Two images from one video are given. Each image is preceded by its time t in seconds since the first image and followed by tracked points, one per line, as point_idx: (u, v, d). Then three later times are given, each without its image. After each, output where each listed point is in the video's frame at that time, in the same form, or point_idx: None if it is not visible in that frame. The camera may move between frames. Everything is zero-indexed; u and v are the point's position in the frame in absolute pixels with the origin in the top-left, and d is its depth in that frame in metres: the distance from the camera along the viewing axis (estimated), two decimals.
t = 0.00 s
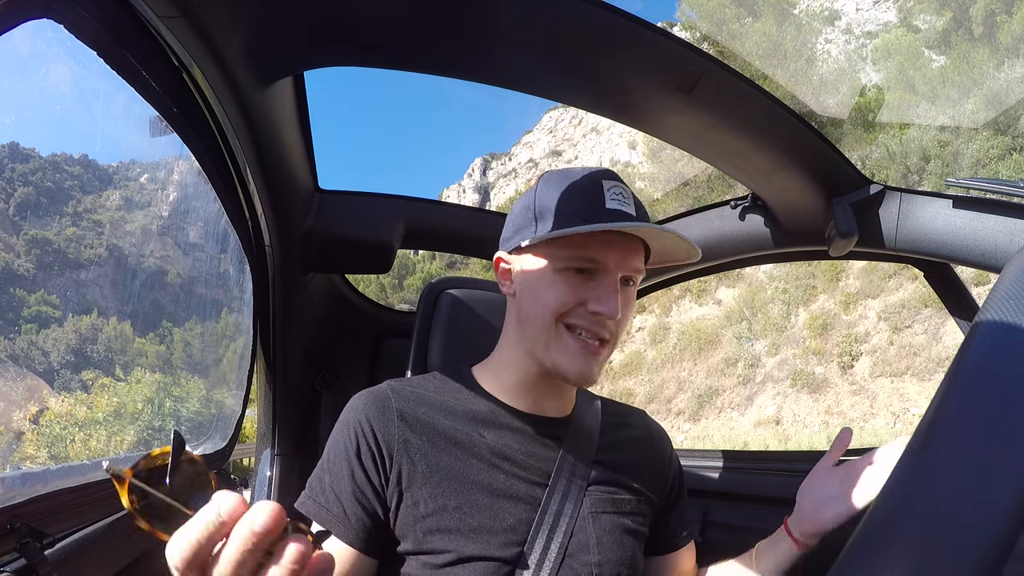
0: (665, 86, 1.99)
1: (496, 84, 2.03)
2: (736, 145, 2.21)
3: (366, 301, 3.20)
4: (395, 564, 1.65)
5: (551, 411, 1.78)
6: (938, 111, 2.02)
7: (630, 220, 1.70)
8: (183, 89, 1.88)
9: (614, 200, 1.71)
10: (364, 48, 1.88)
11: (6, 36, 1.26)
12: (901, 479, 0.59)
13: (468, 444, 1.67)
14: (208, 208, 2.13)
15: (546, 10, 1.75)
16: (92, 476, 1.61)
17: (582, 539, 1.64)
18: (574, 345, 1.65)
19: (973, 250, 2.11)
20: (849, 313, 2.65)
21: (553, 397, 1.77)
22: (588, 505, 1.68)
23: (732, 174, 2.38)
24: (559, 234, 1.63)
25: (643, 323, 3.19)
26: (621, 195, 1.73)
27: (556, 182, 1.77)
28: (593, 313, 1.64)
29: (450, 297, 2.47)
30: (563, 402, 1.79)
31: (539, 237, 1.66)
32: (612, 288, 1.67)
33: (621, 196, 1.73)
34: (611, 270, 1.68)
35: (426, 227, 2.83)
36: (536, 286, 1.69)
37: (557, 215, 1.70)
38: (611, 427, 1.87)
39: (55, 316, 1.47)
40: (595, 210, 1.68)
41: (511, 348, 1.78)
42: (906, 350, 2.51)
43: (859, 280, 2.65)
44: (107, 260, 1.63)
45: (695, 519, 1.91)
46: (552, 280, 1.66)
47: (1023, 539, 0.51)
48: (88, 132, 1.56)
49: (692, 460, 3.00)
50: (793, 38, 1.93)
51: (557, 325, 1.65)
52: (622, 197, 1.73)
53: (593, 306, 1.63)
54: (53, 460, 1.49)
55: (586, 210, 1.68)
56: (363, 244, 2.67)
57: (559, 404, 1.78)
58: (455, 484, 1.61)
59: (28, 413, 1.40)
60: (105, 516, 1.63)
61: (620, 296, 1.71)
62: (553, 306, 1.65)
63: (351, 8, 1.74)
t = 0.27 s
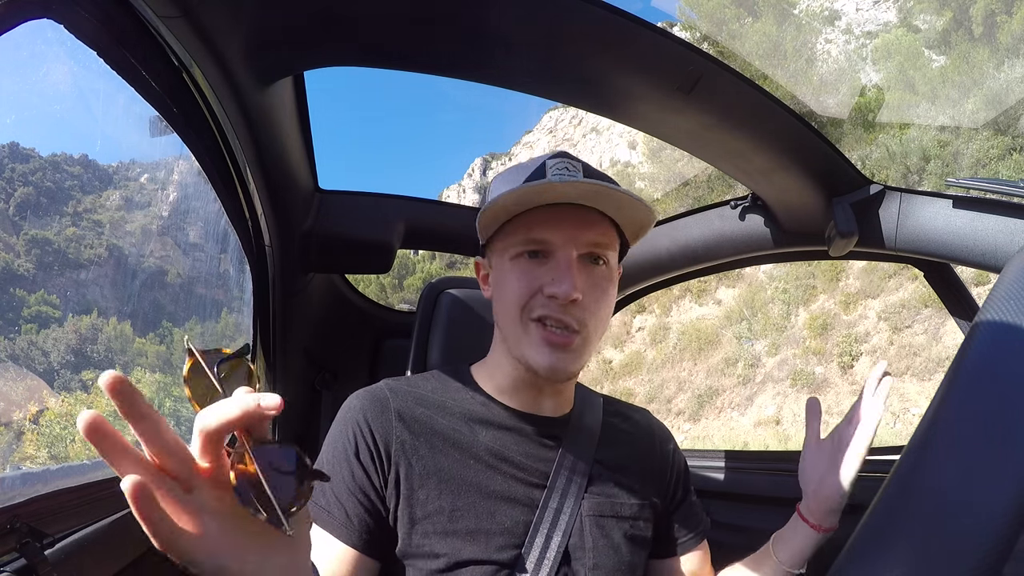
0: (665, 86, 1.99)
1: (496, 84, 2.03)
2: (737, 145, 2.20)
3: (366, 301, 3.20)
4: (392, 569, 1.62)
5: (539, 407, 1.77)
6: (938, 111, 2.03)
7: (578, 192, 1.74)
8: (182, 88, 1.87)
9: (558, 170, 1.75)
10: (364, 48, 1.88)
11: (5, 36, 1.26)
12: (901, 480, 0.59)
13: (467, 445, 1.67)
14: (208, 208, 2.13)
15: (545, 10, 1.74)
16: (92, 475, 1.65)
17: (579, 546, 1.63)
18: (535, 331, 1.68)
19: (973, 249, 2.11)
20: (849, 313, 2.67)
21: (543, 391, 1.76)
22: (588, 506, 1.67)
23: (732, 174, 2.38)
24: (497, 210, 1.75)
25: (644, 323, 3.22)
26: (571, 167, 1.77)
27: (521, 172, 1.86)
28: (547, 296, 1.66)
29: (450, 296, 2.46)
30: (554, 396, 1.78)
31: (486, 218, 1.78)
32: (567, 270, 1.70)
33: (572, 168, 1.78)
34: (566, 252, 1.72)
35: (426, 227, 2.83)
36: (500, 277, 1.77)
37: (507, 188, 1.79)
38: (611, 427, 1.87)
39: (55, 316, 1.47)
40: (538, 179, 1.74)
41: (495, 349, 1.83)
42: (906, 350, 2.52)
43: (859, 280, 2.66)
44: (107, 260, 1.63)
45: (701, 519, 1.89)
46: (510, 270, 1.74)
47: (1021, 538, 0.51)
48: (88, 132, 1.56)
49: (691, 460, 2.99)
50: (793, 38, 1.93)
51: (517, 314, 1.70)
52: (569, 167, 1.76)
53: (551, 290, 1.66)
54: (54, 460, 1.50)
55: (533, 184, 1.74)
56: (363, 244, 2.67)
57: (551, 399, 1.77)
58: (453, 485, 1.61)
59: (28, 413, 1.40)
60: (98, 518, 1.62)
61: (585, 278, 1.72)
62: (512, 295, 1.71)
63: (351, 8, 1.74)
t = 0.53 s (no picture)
0: (664, 86, 1.99)
1: (496, 84, 2.03)
2: (736, 145, 2.20)
3: (366, 301, 3.19)
4: (398, 572, 1.63)
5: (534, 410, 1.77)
6: (938, 111, 2.03)
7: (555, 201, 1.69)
8: (183, 88, 1.88)
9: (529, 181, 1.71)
10: (364, 48, 1.88)
11: (5, 36, 1.27)
12: (904, 479, 0.59)
13: (467, 447, 1.66)
14: (209, 208, 2.14)
15: (545, 10, 1.74)
16: (92, 475, 1.64)
17: (578, 550, 1.63)
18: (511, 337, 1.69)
19: (973, 249, 2.12)
20: (849, 312, 2.65)
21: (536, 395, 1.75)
22: (588, 507, 1.67)
23: (732, 174, 2.38)
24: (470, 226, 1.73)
25: (644, 323, 3.19)
26: (553, 172, 1.72)
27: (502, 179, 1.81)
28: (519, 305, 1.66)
29: (450, 296, 2.46)
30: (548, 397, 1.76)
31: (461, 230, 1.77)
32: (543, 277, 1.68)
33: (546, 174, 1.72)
34: (540, 258, 1.69)
35: (426, 227, 2.82)
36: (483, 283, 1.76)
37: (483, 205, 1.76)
38: (611, 426, 1.86)
39: (56, 316, 1.47)
40: (510, 194, 1.71)
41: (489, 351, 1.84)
42: (906, 350, 2.55)
43: (859, 280, 2.65)
44: (107, 260, 1.63)
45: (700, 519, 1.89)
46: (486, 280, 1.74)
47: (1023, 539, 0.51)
48: (88, 132, 1.56)
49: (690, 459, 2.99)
50: (793, 38, 1.93)
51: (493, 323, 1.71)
52: (546, 177, 1.71)
53: (522, 303, 1.66)
54: (54, 460, 1.50)
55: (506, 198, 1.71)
56: (363, 244, 2.67)
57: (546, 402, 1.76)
58: (454, 487, 1.61)
59: (28, 413, 1.40)
60: (98, 518, 1.62)
61: (558, 288, 1.69)
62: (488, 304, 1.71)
63: (351, 8, 1.74)
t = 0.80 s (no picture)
0: (665, 86, 1.99)
1: (496, 84, 2.03)
2: (736, 146, 2.20)
3: (366, 301, 3.20)
4: None
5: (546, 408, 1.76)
6: (938, 111, 2.03)
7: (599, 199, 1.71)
8: (183, 88, 1.88)
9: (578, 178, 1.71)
10: (364, 48, 1.88)
11: (6, 36, 1.27)
12: (904, 480, 0.59)
13: (465, 450, 1.66)
14: (209, 208, 2.14)
15: (545, 10, 1.74)
16: (92, 475, 1.64)
17: (578, 551, 1.63)
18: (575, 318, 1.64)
19: (973, 249, 2.12)
20: (849, 313, 2.67)
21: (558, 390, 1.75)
22: (589, 507, 1.68)
23: (732, 174, 2.38)
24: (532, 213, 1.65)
25: (644, 323, 3.19)
26: (595, 173, 1.76)
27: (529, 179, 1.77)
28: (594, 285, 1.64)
29: (450, 296, 2.47)
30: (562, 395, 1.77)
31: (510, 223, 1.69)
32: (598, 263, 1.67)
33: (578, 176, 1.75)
34: (603, 238, 1.70)
35: (426, 227, 2.83)
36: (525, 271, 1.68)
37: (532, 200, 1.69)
38: (612, 427, 1.86)
39: (56, 316, 1.47)
40: (565, 187, 1.69)
41: (510, 344, 1.75)
42: (906, 350, 2.56)
43: (859, 280, 2.66)
44: (107, 260, 1.63)
45: (698, 518, 1.89)
46: (548, 260, 1.65)
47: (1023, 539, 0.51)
48: (88, 132, 1.56)
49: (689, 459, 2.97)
50: (793, 38, 1.93)
51: (557, 305, 1.64)
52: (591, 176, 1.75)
53: (594, 280, 1.64)
54: (54, 460, 1.50)
55: (561, 191, 1.68)
56: (363, 244, 2.66)
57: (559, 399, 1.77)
58: (452, 489, 1.61)
59: (28, 413, 1.40)
60: (98, 518, 1.62)
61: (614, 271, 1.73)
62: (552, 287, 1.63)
63: (351, 8, 1.74)
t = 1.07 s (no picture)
0: (665, 86, 1.99)
1: (496, 84, 2.03)
2: (736, 146, 2.20)
3: (366, 301, 3.20)
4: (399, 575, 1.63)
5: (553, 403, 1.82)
6: (938, 111, 2.04)
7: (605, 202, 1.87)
8: (183, 88, 1.89)
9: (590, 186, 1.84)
10: (364, 48, 1.88)
11: (6, 35, 1.26)
12: (903, 478, 0.59)
13: (465, 449, 1.66)
14: (208, 208, 2.14)
15: (545, 10, 1.74)
16: (92, 475, 1.64)
17: (577, 550, 1.63)
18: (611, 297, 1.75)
19: (973, 249, 2.12)
20: (849, 313, 2.68)
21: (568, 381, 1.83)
22: (586, 508, 1.67)
23: (732, 174, 2.37)
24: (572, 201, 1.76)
25: (643, 323, 3.19)
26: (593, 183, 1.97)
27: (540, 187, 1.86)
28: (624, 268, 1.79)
29: (450, 296, 2.47)
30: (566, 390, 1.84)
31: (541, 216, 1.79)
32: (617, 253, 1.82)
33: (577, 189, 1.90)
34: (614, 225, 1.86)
35: (426, 227, 2.83)
36: (555, 258, 1.77)
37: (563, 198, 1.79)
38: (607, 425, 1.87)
39: (55, 316, 1.47)
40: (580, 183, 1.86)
41: (531, 335, 1.82)
42: (906, 350, 2.56)
43: (859, 280, 2.65)
44: (107, 260, 1.63)
45: (694, 514, 1.90)
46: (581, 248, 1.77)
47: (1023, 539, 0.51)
48: (87, 131, 1.56)
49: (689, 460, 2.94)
50: (793, 38, 1.93)
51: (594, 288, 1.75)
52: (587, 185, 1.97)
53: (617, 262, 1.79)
54: (54, 460, 1.49)
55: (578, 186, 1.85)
56: (363, 244, 2.66)
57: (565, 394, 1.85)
58: (452, 489, 1.61)
59: (28, 413, 1.40)
60: (97, 519, 1.66)
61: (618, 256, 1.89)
62: (593, 268, 1.75)
63: (351, 8, 1.73)
